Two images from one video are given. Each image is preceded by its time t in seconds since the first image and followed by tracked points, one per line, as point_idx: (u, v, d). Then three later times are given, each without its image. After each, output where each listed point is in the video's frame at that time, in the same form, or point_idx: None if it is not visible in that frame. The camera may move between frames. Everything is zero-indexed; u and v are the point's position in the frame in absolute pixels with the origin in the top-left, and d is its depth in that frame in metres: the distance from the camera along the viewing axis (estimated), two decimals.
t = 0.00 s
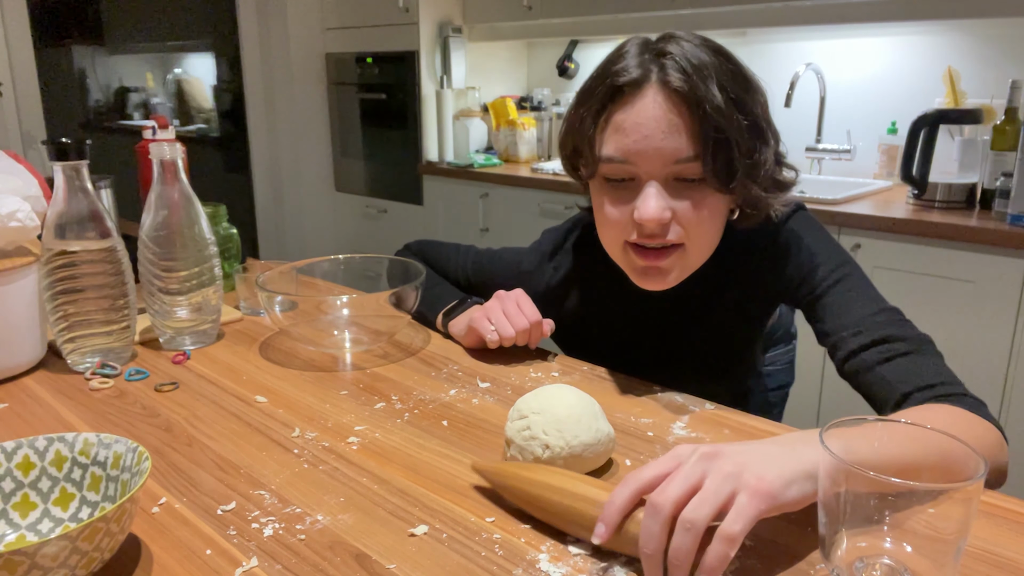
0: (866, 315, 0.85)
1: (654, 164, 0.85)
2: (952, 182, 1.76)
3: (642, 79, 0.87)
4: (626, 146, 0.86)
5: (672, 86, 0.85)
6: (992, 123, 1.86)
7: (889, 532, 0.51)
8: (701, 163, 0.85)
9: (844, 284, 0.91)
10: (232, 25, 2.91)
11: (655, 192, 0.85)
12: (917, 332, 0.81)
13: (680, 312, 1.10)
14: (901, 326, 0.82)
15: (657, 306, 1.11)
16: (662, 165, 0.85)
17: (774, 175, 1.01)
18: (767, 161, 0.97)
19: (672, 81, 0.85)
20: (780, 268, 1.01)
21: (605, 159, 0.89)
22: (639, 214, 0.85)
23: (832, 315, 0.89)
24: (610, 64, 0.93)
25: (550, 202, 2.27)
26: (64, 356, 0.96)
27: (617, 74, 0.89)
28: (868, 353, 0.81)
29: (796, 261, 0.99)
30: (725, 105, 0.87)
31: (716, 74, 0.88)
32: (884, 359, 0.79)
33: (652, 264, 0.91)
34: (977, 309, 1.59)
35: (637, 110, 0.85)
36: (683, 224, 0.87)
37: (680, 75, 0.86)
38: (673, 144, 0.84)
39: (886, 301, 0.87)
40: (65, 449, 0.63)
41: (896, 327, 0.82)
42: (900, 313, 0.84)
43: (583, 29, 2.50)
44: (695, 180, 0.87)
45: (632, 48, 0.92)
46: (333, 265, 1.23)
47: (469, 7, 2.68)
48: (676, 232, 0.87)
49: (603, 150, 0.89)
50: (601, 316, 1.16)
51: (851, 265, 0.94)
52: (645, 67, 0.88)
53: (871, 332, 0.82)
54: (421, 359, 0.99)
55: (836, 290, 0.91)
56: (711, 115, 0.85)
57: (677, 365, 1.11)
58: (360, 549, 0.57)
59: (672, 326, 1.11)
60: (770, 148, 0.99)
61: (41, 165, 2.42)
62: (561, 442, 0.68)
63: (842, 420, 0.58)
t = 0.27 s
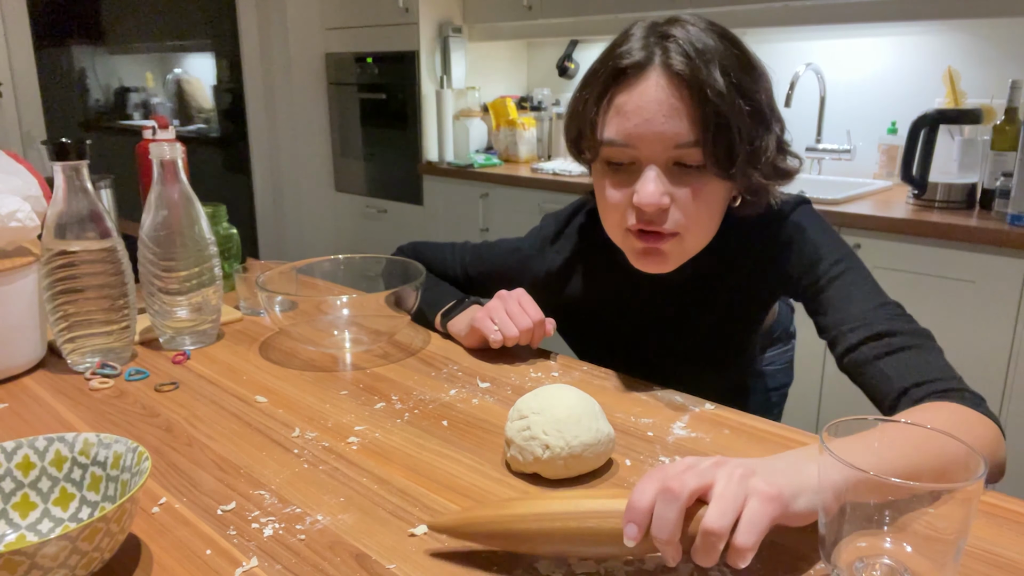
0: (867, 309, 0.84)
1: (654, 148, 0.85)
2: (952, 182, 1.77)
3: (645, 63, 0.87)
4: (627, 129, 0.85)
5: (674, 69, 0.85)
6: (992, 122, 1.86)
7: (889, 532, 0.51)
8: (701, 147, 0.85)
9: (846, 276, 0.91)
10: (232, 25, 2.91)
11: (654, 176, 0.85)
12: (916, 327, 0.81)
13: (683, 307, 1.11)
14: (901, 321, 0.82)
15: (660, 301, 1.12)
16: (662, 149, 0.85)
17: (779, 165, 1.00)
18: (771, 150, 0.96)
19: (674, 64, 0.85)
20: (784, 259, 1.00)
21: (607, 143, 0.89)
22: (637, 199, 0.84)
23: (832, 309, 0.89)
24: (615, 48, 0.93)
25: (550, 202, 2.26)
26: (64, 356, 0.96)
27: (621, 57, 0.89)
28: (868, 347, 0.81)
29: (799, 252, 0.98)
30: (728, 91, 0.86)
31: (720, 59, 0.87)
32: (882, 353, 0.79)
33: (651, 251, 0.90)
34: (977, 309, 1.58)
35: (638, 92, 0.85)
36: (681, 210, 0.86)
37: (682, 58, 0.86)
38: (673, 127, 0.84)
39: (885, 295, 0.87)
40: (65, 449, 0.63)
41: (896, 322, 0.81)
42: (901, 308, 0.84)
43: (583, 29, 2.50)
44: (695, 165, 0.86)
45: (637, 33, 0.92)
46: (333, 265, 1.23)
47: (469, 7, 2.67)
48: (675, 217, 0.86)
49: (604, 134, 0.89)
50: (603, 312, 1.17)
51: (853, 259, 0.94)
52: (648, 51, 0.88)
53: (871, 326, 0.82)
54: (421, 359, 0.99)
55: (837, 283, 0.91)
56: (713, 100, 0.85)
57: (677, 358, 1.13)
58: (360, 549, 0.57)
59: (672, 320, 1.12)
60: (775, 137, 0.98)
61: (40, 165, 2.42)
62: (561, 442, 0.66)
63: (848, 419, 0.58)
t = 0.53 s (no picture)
0: (869, 304, 0.85)
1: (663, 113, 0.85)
2: (952, 182, 1.76)
3: (669, 24, 0.85)
4: (637, 89, 0.85)
5: (698, 38, 0.84)
6: (992, 122, 1.86)
7: (893, 533, 0.51)
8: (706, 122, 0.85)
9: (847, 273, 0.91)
10: (232, 25, 2.91)
11: (654, 142, 0.86)
12: (916, 323, 0.81)
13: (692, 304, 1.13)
14: (902, 317, 0.82)
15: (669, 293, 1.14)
16: (670, 115, 0.85)
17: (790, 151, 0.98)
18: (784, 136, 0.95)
19: (699, 33, 0.84)
20: (786, 247, 1.02)
21: (616, 100, 0.89)
22: (635, 163, 0.86)
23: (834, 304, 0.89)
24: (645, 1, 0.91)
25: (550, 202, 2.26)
26: (64, 356, 0.96)
27: (647, 13, 0.88)
28: (867, 345, 0.81)
29: (803, 244, 0.99)
30: (750, 69, 0.85)
31: (748, 36, 0.86)
32: (882, 351, 0.80)
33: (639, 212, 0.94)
34: (977, 309, 1.58)
35: (656, 54, 0.84)
36: (673, 181, 0.89)
37: (709, 28, 0.84)
38: (682, 97, 0.84)
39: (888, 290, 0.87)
40: (65, 449, 0.63)
41: (897, 319, 0.81)
42: (902, 305, 0.84)
43: (583, 29, 2.50)
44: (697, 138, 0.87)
45: None
46: (333, 265, 1.23)
47: (468, 7, 2.67)
48: (665, 183, 0.88)
49: (615, 88, 0.89)
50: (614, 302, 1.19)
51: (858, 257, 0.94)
52: (676, 11, 0.86)
53: (871, 322, 0.82)
54: (421, 359, 0.99)
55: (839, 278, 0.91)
56: (732, 77, 0.84)
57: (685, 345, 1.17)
58: (360, 549, 0.57)
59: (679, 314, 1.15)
60: (791, 124, 0.97)
61: (40, 165, 2.42)
62: (562, 442, 0.66)
63: (846, 419, 0.58)
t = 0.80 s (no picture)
0: (863, 297, 0.82)
1: (647, 104, 0.83)
2: (952, 182, 1.76)
3: (643, 15, 0.83)
4: (621, 84, 0.84)
5: (673, 25, 0.81)
6: (992, 123, 1.86)
7: (899, 535, 0.52)
8: (694, 106, 0.84)
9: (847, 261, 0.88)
10: (232, 25, 2.91)
11: (645, 134, 0.84)
12: (913, 317, 0.79)
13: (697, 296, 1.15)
14: (898, 310, 0.80)
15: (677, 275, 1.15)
16: (655, 105, 0.83)
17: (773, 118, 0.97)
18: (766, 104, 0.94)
19: (674, 20, 0.82)
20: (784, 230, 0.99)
21: (600, 96, 0.87)
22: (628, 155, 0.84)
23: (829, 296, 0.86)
24: None
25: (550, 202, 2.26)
26: (63, 356, 0.96)
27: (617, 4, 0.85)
28: (863, 339, 0.79)
29: (801, 229, 0.96)
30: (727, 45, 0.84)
31: (723, 11, 0.83)
32: (879, 346, 0.78)
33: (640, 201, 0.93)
34: (977, 309, 1.58)
35: (634, 48, 0.82)
36: (669, 167, 0.87)
37: (682, 14, 0.82)
38: (667, 87, 0.82)
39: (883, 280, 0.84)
40: (65, 449, 0.63)
41: (895, 312, 0.79)
42: (902, 299, 0.81)
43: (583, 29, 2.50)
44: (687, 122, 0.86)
45: None
46: (333, 265, 1.24)
47: (468, 7, 2.67)
48: (663, 172, 0.88)
49: (597, 84, 0.87)
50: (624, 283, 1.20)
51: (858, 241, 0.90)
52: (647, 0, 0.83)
53: (865, 316, 0.80)
54: (421, 359, 0.99)
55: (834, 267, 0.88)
56: (711, 59, 0.82)
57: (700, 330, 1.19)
58: (360, 549, 0.57)
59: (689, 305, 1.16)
60: (773, 88, 0.95)
61: (41, 165, 2.42)
62: (562, 441, 0.66)
63: (852, 420, 0.59)
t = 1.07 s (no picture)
0: (886, 299, 0.81)
1: (655, 87, 0.83)
2: (952, 182, 1.76)
3: None
4: (627, 67, 0.83)
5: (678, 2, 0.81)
6: (992, 122, 1.86)
7: (900, 535, 0.51)
8: (704, 85, 0.83)
9: (866, 258, 0.87)
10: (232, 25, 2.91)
11: (655, 119, 0.84)
12: (936, 320, 0.78)
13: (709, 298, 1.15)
14: (923, 313, 0.79)
15: (689, 275, 1.14)
16: (663, 88, 0.83)
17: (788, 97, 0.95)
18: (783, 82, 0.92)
19: None
20: (800, 225, 0.98)
21: (607, 81, 0.87)
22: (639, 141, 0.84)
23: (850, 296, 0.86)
24: None
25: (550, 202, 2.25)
26: (63, 356, 0.96)
27: None
28: (885, 345, 0.79)
29: (819, 226, 0.95)
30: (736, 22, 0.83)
31: None
32: (901, 352, 0.78)
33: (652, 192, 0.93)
34: (978, 309, 1.58)
35: (638, 29, 0.82)
36: (681, 153, 0.87)
37: None
38: (676, 66, 0.82)
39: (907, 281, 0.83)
40: (65, 449, 0.63)
41: (917, 316, 0.78)
42: (923, 300, 0.80)
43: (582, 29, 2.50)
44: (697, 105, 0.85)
45: None
46: (333, 265, 1.24)
47: (468, 7, 2.67)
48: (673, 157, 0.87)
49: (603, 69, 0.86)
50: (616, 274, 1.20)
51: (877, 238, 0.89)
52: None
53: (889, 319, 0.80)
54: (421, 359, 0.98)
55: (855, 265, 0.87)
56: (717, 38, 0.81)
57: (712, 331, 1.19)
58: (360, 549, 0.57)
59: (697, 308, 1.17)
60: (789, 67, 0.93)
61: (41, 165, 2.42)
62: (561, 442, 0.66)
63: (852, 423, 0.58)
